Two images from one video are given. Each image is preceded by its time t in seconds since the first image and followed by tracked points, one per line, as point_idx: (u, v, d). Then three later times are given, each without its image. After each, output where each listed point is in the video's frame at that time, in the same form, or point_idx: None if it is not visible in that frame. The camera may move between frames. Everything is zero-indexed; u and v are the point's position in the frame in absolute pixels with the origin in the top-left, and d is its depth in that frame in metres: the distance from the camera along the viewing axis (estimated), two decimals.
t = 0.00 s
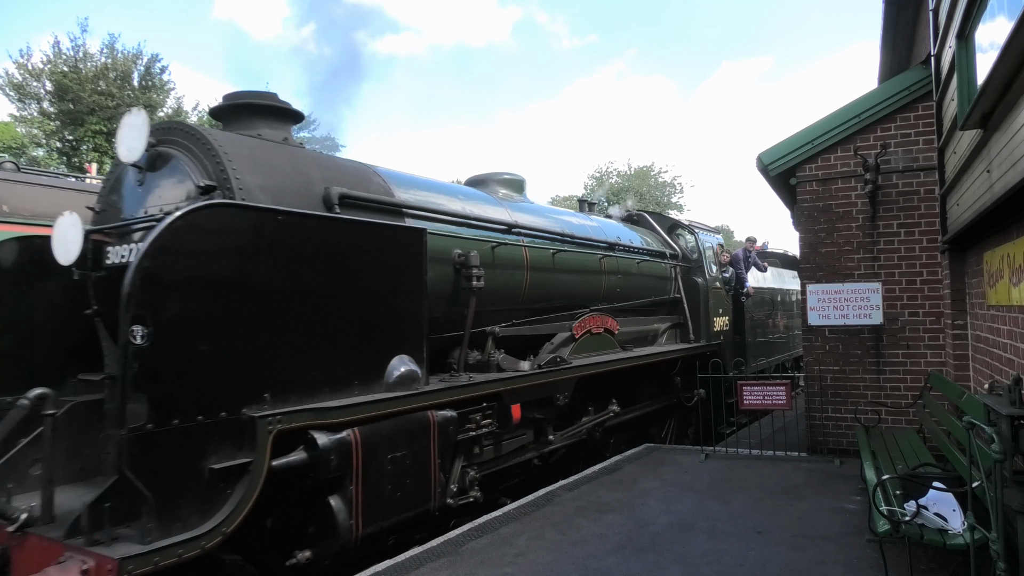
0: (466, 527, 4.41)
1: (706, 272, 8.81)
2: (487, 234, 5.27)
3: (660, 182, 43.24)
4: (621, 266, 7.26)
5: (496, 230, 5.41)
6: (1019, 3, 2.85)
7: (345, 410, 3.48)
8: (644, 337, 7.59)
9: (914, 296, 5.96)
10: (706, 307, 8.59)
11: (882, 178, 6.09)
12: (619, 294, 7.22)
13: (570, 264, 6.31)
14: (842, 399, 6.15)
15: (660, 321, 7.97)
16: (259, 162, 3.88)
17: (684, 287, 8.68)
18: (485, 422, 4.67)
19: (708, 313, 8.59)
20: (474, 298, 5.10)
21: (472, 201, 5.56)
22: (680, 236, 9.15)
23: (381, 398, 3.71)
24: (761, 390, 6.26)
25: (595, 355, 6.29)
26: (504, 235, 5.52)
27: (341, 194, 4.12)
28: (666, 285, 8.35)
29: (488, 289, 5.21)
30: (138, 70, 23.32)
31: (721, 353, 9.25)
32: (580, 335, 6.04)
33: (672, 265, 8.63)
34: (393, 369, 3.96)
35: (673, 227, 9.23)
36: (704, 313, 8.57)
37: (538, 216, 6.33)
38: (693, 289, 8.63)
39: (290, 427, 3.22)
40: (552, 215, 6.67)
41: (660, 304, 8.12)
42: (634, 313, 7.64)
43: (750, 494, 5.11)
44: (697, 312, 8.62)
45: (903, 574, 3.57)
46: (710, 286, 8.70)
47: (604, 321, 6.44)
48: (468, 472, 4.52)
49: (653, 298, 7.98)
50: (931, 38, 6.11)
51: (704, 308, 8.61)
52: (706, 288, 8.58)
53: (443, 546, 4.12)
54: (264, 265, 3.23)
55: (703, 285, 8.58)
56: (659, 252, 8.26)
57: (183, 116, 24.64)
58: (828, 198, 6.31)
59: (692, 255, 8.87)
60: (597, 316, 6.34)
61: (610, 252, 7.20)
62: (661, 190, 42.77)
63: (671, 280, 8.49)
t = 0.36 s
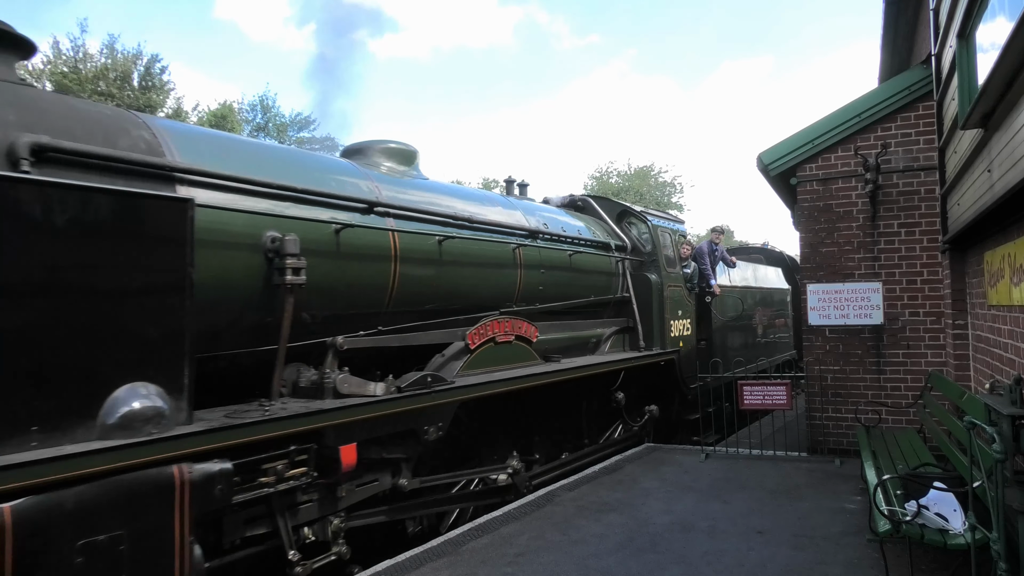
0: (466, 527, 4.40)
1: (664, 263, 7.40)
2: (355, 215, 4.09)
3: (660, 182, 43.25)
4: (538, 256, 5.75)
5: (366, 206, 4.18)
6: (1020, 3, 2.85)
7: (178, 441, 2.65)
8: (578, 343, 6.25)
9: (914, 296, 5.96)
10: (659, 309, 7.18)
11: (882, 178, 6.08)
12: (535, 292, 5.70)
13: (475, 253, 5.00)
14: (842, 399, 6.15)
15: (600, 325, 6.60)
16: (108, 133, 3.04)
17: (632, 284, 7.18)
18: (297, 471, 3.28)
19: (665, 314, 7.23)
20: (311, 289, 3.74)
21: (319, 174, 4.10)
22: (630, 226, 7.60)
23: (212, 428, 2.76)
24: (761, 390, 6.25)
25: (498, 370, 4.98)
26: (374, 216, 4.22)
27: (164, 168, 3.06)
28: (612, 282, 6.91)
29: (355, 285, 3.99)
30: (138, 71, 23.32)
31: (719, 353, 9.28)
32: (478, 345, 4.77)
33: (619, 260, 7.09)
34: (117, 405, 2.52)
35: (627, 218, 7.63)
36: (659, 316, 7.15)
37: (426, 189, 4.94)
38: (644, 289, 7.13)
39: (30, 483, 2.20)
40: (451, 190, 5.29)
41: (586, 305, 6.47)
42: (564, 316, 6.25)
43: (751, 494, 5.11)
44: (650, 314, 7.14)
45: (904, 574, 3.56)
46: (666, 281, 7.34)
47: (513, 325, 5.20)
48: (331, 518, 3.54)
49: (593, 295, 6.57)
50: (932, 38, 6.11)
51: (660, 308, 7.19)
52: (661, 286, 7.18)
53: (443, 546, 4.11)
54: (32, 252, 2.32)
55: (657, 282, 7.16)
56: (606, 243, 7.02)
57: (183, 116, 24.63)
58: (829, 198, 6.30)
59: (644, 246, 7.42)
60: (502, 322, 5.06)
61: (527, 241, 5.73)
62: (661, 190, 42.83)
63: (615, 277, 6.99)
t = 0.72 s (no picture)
0: (465, 526, 4.40)
1: (599, 258, 6.25)
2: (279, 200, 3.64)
3: (660, 182, 43.22)
4: (425, 243, 4.54)
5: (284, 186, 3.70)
6: (1020, 4, 2.86)
7: (134, 448, 2.49)
8: (479, 350, 5.00)
9: (914, 296, 5.96)
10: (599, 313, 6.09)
11: (883, 178, 6.08)
12: (440, 291, 4.70)
13: (329, 234, 3.84)
14: (842, 399, 6.14)
15: (513, 328, 5.48)
16: None
17: (555, 281, 6.00)
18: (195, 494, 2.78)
19: (598, 316, 6.07)
20: (208, 279, 3.23)
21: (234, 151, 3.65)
22: (562, 214, 6.46)
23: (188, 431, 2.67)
24: (761, 390, 6.25)
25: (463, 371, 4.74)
26: (311, 203, 3.79)
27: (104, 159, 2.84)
28: (532, 277, 5.74)
29: (322, 279, 3.80)
30: (138, 70, 23.32)
31: (719, 353, 9.28)
32: (300, 360, 3.46)
33: (540, 250, 5.90)
34: None
35: (559, 203, 6.47)
36: (597, 320, 6.05)
37: (261, 153, 3.80)
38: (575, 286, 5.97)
39: (5, 483, 2.13)
40: (301, 154, 4.12)
41: (495, 304, 5.26)
42: (473, 320, 5.12)
43: (750, 494, 5.10)
44: (582, 316, 5.96)
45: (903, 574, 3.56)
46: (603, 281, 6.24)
47: (366, 333, 3.88)
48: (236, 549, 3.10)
49: (503, 294, 5.36)
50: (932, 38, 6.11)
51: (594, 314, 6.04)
52: (598, 280, 6.13)
53: (442, 545, 4.11)
54: None
55: (590, 277, 6.08)
56: (525, 230, 5.77)
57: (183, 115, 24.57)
58: (829, 198, 6.30)
59: (576, 235, 6.28)
60: (319, 330, 3.59)
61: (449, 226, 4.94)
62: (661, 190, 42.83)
63: (535, 271, 5.82)
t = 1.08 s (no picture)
0: (465, 526, 4.40)
1: (504, 248, 5.07)
2: (210, 192, 3.48)
3: (660, 182, 43.17)
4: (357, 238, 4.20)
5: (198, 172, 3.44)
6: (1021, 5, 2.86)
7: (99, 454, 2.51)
8: (326, 365, 3.92)
9: (914, 296, 5.96)
10: (499, 319, 4.93)
11: (883, 178, 6.08)
12: (280, 287, 3.73)
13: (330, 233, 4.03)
14: (842, 399, 6.14)
15: (387, 338, 4.41)
16: None
17: (442, 274, 4.75)
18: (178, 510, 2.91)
19: (498, 322, 4.92)
20: (164, 281, 3.20)
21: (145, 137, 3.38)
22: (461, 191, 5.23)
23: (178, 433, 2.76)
24: (761, 390, 6.25)
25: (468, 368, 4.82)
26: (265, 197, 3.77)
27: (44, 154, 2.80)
28: (407, 271, 4.56)
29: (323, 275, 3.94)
30: (138, 69, 23.30)
31: (719, 353, 9.26)
32: None
33: (420, 237, 4.71)
34: None
35: (456, 178, 5.23)
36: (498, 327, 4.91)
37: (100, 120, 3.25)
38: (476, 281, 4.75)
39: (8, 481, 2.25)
40: (149, 121, 3.53)
41: (353, 306, 4.17)
42: (326, 326, 4.07)
43: (751, 494, 5.10)
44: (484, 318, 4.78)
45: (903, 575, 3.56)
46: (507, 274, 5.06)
47: (110, 352, 2.82)
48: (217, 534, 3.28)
49: (361, 292, 4.23)
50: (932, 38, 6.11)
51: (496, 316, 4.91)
52: (500, 275, 4.94)
53: (442, 545, 4.11)
54: None
55: (490, 271, 4.88)
56: (400, 208, 4.59)
57: (183, 115, 24.49)
58: (829, 198, 6.30)
59: (475, 220, 5.13)
60: (54, 340, 2.65)
61: (312, 208, 4.06)
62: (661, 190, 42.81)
63: (413, 262, 4.63)
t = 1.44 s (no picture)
0: (465, 526, 4.40)
1: (340, 227, 3.78)
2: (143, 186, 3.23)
3: (660, 182, 43.11)
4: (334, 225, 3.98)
5: (69, 152, 2.94)
6: (1019, 6, 2.86)
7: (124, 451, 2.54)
8: (118, 384, 2.99)
9: (914, 296, 5.96)
10: (336, 320, 3.69)
11: (883, 178, 6.08)
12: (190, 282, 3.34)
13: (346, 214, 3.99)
14: (843, 399, 6.14)
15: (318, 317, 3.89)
16: None
17: (248, 263, 3.52)
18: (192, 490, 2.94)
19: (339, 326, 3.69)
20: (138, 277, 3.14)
21: (43, 117, 2.98)
22: (291, 154, 3.93)
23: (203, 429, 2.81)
24: (761, 390, 6.25)
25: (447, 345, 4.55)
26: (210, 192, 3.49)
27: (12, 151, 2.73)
28: (180, 262, 3.28)
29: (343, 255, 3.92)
30: (138, 69, 23.28)
31: (719, 352, 9.26)
32: None
33: (209, 214, 3.43)
34: None
35: (284, 138, 3.94)
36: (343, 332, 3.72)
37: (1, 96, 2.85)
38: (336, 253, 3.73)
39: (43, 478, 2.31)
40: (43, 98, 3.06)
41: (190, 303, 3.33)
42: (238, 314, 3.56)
43: (751, 494, 5.10)
44: (314, 321, 3.59)
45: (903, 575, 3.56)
46: (353, 265, 3.83)
47: None
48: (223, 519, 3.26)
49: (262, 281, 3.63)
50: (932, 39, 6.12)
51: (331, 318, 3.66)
52: (332, 267, 3.68)
53: (442, 545, 4.11)
54: None
55: (316, 263, 3.63)
56: (173, 172, 3.30)
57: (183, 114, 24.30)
58: (829, 198, 6.30)
59: (304, 192, 3.85)
60: None
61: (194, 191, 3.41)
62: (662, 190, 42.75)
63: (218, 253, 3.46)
